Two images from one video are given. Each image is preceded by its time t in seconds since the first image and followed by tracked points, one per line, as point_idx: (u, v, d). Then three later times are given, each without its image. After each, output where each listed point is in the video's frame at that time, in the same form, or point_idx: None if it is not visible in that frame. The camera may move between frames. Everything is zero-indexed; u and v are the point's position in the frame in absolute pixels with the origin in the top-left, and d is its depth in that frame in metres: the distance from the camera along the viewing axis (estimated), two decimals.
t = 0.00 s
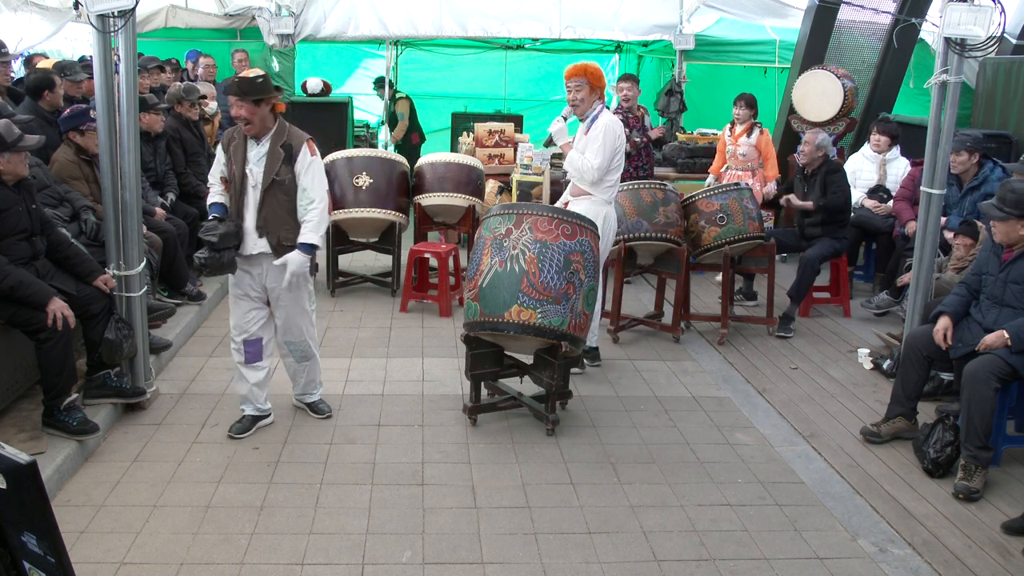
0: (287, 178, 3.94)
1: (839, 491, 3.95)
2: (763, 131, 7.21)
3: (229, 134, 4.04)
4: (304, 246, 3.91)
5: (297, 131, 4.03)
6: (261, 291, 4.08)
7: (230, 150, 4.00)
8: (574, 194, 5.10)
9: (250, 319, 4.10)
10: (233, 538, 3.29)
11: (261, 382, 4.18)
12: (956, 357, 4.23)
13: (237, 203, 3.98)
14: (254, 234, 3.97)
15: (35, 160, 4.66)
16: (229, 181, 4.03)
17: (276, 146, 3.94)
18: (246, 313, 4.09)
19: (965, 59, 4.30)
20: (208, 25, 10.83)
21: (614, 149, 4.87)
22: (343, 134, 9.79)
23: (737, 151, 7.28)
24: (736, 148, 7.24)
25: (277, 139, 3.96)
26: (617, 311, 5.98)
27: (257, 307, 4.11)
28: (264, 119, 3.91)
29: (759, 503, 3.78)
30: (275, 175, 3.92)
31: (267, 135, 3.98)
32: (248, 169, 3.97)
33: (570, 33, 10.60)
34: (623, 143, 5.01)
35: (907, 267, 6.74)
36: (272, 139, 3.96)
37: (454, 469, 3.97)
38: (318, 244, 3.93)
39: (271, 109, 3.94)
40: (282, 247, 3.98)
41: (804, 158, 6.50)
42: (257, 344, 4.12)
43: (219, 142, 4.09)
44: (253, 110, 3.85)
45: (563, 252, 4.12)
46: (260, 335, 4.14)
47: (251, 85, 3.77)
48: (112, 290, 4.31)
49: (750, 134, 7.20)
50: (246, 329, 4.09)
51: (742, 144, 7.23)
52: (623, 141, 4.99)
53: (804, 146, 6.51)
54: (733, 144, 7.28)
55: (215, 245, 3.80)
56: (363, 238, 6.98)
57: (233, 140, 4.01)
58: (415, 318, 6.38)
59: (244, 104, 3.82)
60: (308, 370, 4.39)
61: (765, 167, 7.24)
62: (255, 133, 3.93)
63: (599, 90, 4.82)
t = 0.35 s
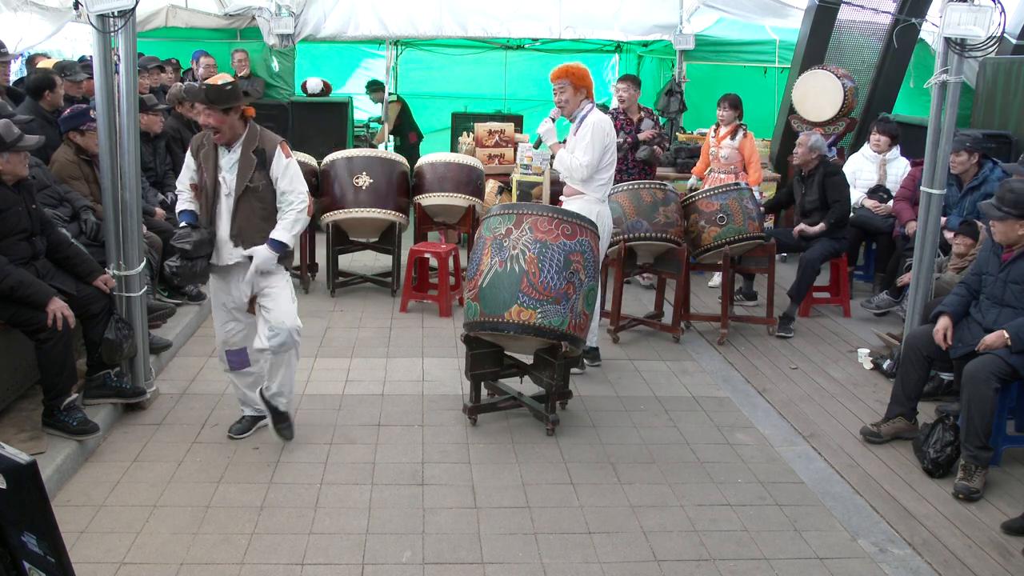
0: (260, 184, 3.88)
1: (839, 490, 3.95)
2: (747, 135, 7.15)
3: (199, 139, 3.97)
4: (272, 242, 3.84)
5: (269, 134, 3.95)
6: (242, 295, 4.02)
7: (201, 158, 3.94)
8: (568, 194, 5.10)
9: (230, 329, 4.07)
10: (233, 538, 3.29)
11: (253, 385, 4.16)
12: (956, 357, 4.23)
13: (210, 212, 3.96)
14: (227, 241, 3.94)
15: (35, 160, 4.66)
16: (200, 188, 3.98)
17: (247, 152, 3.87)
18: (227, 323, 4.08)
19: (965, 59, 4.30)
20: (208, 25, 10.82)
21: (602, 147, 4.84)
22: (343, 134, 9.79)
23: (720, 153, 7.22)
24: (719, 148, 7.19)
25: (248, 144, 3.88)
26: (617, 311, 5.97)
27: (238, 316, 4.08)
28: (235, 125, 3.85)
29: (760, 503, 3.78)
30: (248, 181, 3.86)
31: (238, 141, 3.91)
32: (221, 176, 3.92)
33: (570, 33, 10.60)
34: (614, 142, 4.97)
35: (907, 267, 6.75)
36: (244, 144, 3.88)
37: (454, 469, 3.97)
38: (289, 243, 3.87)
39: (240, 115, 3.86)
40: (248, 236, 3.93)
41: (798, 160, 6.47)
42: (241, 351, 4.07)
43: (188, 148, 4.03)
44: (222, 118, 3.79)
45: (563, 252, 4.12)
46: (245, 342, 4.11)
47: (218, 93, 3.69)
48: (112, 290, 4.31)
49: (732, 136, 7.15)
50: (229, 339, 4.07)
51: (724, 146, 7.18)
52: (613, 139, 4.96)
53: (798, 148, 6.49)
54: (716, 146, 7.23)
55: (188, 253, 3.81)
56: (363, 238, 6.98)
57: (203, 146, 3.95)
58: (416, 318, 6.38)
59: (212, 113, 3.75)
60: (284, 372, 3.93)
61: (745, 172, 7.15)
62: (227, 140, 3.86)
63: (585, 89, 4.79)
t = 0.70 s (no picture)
0: (248, 187, 3.58)
1: (839, 490, 3.95)
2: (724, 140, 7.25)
3: (189, 138, 3.68)
4: (260, 257, 3.50)
5: (261, 134, 3.65)
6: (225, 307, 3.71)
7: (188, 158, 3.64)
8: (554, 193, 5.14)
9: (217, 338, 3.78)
10: (233, 538, 3.29)
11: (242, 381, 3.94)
12: (956, 357, 4.23)
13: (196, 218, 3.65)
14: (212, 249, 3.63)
15: (35, 161, 4.65)
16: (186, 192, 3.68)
17: (237, 152, 3.57)
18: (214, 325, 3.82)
19: (965, 59, 4.30)
20: (209, 24, 10.81)
21: (568, 147, 4.83)
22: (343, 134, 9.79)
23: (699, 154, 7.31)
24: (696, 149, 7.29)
25: (239, 143, 3.59)
26: (617, 311, 5.97)
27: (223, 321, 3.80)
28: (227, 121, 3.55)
29: (760, 503, 3.78)
30: (235, 182, 3.56)
31: (229, 140, 3.62)
32: (207, 178, 3.61)
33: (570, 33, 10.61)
34: (591, 144, 4.90)
35: (908, 267, 6.75)
36: (235, 143, 3.60)
37: (454, 469, 3.97)
38: (276, 256, 3.53)
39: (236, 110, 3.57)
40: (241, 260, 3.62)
41: (794, 160, 6.44)
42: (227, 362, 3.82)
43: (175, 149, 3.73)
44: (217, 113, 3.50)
45: (563, 252, 4.12)
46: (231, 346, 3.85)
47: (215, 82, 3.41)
48: (112, 290, 4.31)
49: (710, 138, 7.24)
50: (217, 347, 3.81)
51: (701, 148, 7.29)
52: (589, 142, 4.90)
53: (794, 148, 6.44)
54: (695, 148, 7.33)
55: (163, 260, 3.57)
56: (363, 238, 6.98)
57: (191, 146, 3.65)
58: (415, 318, 6.38)
59: (218, 104, 3.49)
60: (249, 414, 3.69)
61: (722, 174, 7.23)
62: (218, 137, 3.58)
63: (567, 89, 4.81)
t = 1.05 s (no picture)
0: (251, 192, 3.45)
1: (839, 490, 3.95)
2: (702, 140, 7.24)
3: (179, 138, 3.47)
4: (249, 251, 3.34)
5: (263, 138, 3.53)
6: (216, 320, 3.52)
7: (181, 160, 3.44)
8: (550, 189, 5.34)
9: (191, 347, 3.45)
10: (233, 538, 3.29)
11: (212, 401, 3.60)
12: (956, 357, 4.24)
13: (189, 222, 3.44)
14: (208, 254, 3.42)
15: (35, 161, 4.64)
16: (178, 194, 3.47)
17: (240, 155, 3.44)
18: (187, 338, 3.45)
19: (965, 59, 4.30)
20: (209, 24, 10.80)
21: (549, 146, 5.04)
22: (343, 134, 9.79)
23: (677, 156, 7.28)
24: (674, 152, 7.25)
25: (241, 146, 3.45)
26: (617, 311, 5.98)
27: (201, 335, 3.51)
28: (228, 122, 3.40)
29: (760, 503, 3.78)
30: (238, 188, 3.42)
31: (229, 142, 3.48)
32: (205, 180, 3.44)
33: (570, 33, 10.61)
34: (575, 144, 5.05)
35: (908, 267, 6.75)
36: (237, 145, 3.46)
37: (453, 469, 3.97)
38: (266, 255, 3.38)
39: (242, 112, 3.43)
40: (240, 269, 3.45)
41: (794, 161, 6.44)
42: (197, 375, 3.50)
43: (161, 147, 3.50)
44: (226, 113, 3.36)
45: (563, 252, 4.12)
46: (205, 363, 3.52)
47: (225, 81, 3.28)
48: (112, 290, 4.32)
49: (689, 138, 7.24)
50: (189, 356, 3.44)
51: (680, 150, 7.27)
52: (573, 142, 5.05)
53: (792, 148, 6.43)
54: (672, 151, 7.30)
55: (163, 263, 3.25)
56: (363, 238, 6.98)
57: (184, 145, 3.45)
58: (415, 318, 6.38)
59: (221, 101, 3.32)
60: (248, 424, 3.66)
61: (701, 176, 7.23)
62: (218, 139, 3.42)
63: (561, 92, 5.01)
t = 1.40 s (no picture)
0: (238, 190, 3.22)
1: (839, 490, 3.95)
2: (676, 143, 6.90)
3: (151, 147, 3.19)
4: (245, 254, 3.15)
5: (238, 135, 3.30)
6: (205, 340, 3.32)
7: (159, 169, 3.15)
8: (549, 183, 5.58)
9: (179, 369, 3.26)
10: (232, 538, 3.29)
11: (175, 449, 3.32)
12: (956, 357, 4.24)
13: (175, 235, 3.15)
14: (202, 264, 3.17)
15: (35, 160, 4.64)
16: (157, 207, 3.16)
17: (220, 153, 3.21)
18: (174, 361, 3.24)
19: (965, 59, 4.30)
20: (209, 24, 10.80)
21: (529, 138, 5.33)
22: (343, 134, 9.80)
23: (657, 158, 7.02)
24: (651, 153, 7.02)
25: (219, 145, 3.22)
26: (617, 311, 5.98)
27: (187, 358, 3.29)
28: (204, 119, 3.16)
29: (760, 503, 3.78)
30: (223, 186, 3.18)
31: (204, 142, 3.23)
32: (187, 186, 3.17)
33: (570, 33, 10.61)
34: (550, 139, 5.25)
35: (907, 267, 6.75)
36: (215, 143, 3.22)
37: (453, 469, 3.97)
38: (262, 256, 3.18)
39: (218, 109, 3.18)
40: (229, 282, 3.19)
41: (794, 161, 6.43)
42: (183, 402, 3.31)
43: (132, 161, 3.19)
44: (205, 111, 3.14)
45: (563, 252, 4.12)
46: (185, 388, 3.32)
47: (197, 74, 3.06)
48: (112, 290, 4.35)
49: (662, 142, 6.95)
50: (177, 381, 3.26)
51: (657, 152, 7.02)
52: (548, 136, 5.25)
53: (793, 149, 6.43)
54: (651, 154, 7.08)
55: (163, 277, 2.95)
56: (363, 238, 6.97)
57: (160, 153, 3.16)
58: (415, 318, 6.38)
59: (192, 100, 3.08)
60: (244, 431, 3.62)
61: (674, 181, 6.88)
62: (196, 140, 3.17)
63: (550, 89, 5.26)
